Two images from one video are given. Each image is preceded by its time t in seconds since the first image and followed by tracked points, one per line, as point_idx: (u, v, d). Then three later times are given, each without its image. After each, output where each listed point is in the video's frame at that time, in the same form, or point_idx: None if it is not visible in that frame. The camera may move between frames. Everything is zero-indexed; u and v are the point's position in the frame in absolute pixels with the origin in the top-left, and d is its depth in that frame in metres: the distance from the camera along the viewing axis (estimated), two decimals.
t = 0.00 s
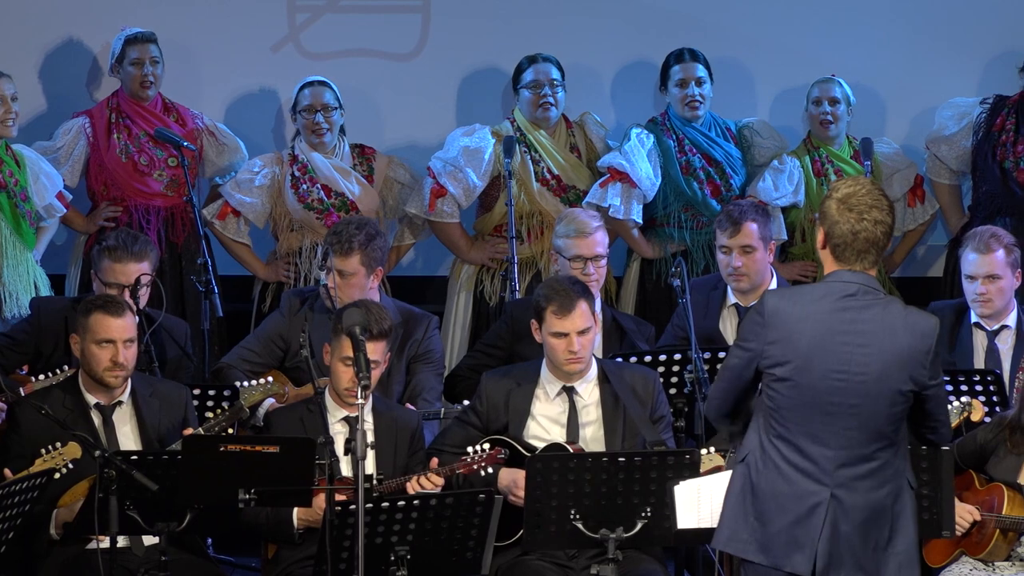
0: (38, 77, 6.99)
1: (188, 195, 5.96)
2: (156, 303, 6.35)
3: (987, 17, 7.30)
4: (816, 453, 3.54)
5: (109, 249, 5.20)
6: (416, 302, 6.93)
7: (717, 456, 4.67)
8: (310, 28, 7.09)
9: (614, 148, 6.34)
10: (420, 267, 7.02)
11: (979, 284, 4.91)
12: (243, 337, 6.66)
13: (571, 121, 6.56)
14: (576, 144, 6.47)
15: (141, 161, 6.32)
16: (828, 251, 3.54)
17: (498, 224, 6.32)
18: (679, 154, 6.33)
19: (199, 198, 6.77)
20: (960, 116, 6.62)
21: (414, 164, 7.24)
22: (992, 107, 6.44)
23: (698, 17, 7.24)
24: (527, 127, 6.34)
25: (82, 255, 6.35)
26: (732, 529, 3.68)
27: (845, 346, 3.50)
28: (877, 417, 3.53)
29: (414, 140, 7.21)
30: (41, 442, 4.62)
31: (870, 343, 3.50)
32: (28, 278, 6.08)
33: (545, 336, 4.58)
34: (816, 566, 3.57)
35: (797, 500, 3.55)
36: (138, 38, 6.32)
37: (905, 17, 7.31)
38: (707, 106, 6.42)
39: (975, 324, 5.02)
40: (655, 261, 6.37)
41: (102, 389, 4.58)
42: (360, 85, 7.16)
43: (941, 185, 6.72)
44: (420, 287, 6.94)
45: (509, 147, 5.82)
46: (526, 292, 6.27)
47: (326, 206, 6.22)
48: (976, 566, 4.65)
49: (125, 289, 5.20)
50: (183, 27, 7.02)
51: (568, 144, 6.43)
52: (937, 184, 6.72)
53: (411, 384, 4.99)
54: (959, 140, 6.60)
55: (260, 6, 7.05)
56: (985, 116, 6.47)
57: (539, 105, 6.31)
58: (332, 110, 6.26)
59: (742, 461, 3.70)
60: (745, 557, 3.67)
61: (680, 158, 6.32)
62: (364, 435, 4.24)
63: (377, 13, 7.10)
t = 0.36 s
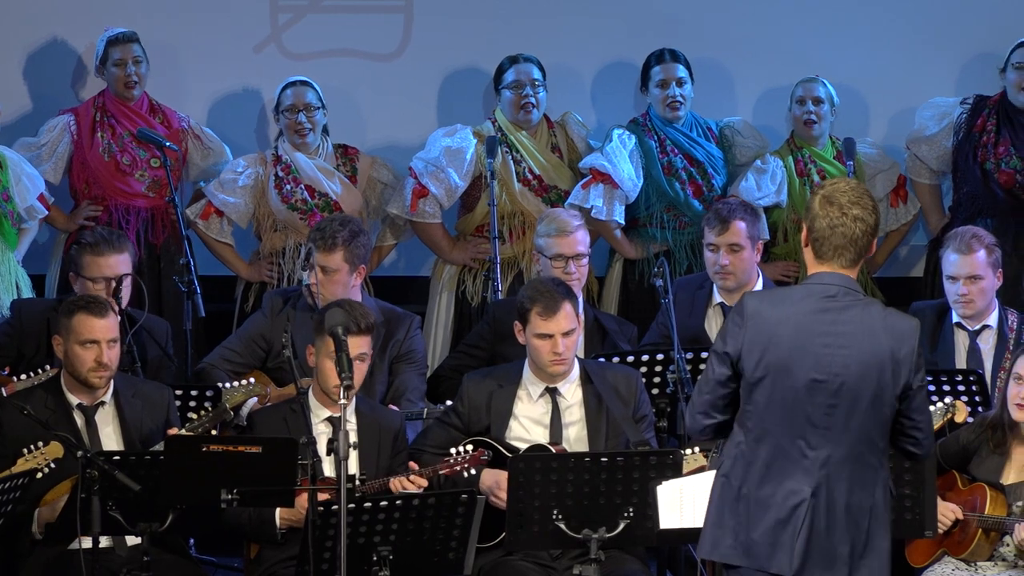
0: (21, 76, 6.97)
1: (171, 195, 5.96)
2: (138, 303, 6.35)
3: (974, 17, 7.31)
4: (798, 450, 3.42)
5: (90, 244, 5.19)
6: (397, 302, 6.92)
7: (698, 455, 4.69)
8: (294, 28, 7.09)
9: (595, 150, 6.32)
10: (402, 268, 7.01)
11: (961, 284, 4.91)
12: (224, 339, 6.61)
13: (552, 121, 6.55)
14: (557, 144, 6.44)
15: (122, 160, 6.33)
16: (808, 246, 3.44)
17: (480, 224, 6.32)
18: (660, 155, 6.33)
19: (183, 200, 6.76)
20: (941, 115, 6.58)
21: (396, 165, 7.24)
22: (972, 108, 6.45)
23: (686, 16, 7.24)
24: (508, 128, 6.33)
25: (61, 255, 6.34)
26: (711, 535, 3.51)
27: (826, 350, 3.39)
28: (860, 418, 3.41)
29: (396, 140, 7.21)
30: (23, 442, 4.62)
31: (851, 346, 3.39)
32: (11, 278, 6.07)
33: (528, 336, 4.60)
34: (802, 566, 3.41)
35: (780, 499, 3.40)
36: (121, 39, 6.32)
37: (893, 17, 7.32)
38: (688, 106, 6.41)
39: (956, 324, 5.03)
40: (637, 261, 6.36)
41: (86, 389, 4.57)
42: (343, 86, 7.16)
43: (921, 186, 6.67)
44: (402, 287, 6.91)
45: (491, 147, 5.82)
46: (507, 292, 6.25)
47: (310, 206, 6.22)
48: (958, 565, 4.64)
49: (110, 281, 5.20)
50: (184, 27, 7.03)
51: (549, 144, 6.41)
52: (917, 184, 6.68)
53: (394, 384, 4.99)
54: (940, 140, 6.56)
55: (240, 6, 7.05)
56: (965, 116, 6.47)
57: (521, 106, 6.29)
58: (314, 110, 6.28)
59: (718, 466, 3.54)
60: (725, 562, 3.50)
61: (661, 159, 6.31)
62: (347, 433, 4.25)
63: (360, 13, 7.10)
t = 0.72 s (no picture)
0: (6, 77, 6.97)
1: (153, 195, 5.96)
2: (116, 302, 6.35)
3: (960, 18, 7.32)
4: (781, 452, 3.59)
5: (69, 230, 5.20)
6: (379, 302, 6.92)
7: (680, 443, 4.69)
8: (279, 28, 7.09)
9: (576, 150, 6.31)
10: (384, 268, 7.01)
11: (941, 285, 4.92)
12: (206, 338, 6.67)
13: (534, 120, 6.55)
14: (538, 144, 6.45)
15: (102, 160, 6.31)
16: (796, 247, 3.59)
17: (461, 224, 6.32)
18: (640, 155, 6.32)
19: (166, 202, 6.75)
20: (920, 115, 6.57)
21: (377, 165, 7.24)
22: (952, 108, 6.44)
23: (673, 17, 7.24)
24: (489, 129, 6.34)
25: (42, 253, 6.35)
26: (694, 526, 3.71)
27: (810, 349, 3.56)
28: (842, 416, 3.58)
29: (377, 140, 7.20)
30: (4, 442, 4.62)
31: (834, 345, 3.56)
32: None
33: (506, 324, 4.66)
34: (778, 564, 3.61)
35: (761, 498, 3.59)
36: (104, 39, 6.32)
37: (879, 17, 7.32)
38: (669, 107, 6.42)
39: (937, 325, 5.03)
40: (618, 262, 6.37)
41: (66, 390, 4.56)
42: (326, 86, 7.15)
43: (901, 185, 6.66)
44: (384, 287, 6.92)
45: (473, 147, 5.83)
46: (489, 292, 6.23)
47: (293, 205, 6.23)
48: (939, 566, 4.63)
49: (88, 265, 5.20)
50: (184, 26, 7.03)
51: (530, 145, 6.42)
52: (897, 184, 6.67)
53: (375, 385, 4.99)
54: (920, 140, 6.55)
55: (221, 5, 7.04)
56: (944, 117, 6.46)
57: (503, 107, 6.30)
58: (298, 110, 6.29)
59: (705, 459, 3.74)
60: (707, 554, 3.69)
61: (641, 159, 6.31)
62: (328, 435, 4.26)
63: (343, 13, 7.10)
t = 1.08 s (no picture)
0: None
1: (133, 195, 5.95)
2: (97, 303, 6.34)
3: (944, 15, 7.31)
4: (761, 451, 3.60)
5: (49, 226, 5.20)
6: (361, 302, 6.91)
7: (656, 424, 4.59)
8: (263, 28, 7.09)
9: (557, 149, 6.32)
10: (366, 267, 7.01)
11: (922, 285, 4.93)
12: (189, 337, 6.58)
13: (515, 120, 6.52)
14: (520, 144, 6.43)
15: (83, 161, 6.31)
16: (777, 249, 3.61)
17: (442, 224, 6.33)
18: (622, 155, 6.33)
19: (147, 203, 6.75)
20: (900, 116, 6.56)
21: (359, 164, 7.24)
22: (931, 108, 6.43)
23: (658, 18, 7.25)
24: (470, 128, 6.32)
25: (24, 253, 6.34)
26: (672, 522, 3.71)
27: (790, 348, 3.56)
28: (821, 415, 3.58)
29: (359, 139, 7.20)
30: None
31: (814, 344, 3.56)
32: None
33: (485, 312, 4.72)
34: (757, 562, 3.61)
35: (740, 496, 3.59)
36: (87, 38, 6.34)
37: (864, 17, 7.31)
38: (651, 106, 6.40)
39: (918, 325, 5.04)
40: (599, 262, 6.36)
41: (45, 390, 4.56)
42: (308, 86, 7.15)
43: (881, 185, 6.66)
44: (366, 287, 6.92)
45: (454, 147, 5.86)
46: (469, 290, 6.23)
47: (275, 205, 6.24)
48: (920, 566, 4.63)
49: (68, 262, 5.20)
50: (167, 26, 7.04)
51: (511, 145, 6.40)
52: (878, 184, 6.67)
53: (357, 385, 5.00)
54: (899, 140, 6.55)
55: (201, 4, 7.04)
56: (924, 116, 6.46)
57: (483, 107, 6.29)
58: (280, 110, 6.27)
59: (685, 455, 3.74)
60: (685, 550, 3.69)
61: (623, 159, 6.32)
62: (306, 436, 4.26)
63: (325, 13, 7.11)
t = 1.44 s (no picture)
0: None
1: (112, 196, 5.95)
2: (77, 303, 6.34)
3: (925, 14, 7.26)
4: (735, 450, 3.60)
5: (27, 227, 5.20)
6: (340, 302, 6.91)
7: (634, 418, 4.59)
8: (244, 28, 7.08)
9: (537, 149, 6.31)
10: (345, 267, 6.99)
11: (901, 285, 4.94)
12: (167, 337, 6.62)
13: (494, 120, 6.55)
14: (498, 144, 6.45)
15: (63, 161, 6.30)
16: (753, 248, 3.60)
17: (421, 224, 6.30)
18: (601, 155, 6.33)
19: (125, 202, 6.75)
20: (878, 116, 6.54)
21: (338, 164, 7.23)
22: (909, 107, 6.43)
23: (640, 17, 7.22)
24: (449, 128, 6.34)
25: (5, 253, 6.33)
26: (647, 519, 3.71)
27: (764, 348, 3.56)
28: (795, 415, 3.58)
29: (337, 139, 7.19)
30: None
31: (788, 344, 3.56)
32: None
33: (467, 306, 4.74)
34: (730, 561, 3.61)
35: (713, 494, 3.60)
36: (67, 39, 6.32)
37: (846, 16, 7.27)
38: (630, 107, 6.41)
39: (896, 324, 5.05)
40: (578, 262, 6.36)
41: (23, 390, 4.55)
42: (286, 85, 7.14)
43: (859, 185, 6.66)
44: (346, 287, 6.91)
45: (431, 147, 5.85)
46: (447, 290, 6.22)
47: (253, 204, 6.23)
48: (897, 565, 4.64)
49: (46, 262, 5.19)
50: (147, 25, 7.03)
51: (490, 144, 6.42)
52: (856, 184, 6.66)
53: (335, 384, 5.01)
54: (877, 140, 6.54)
55: (179, 4, 7.03)
56: (901, 116, 6.45)
57: (462, 107, 6.29)
58: (258, 110, 6.28)
59: (662, 452, 3.74)
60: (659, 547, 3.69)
61: (601, 159, 6.32)
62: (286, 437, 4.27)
63: (303, 13, 7.10)
